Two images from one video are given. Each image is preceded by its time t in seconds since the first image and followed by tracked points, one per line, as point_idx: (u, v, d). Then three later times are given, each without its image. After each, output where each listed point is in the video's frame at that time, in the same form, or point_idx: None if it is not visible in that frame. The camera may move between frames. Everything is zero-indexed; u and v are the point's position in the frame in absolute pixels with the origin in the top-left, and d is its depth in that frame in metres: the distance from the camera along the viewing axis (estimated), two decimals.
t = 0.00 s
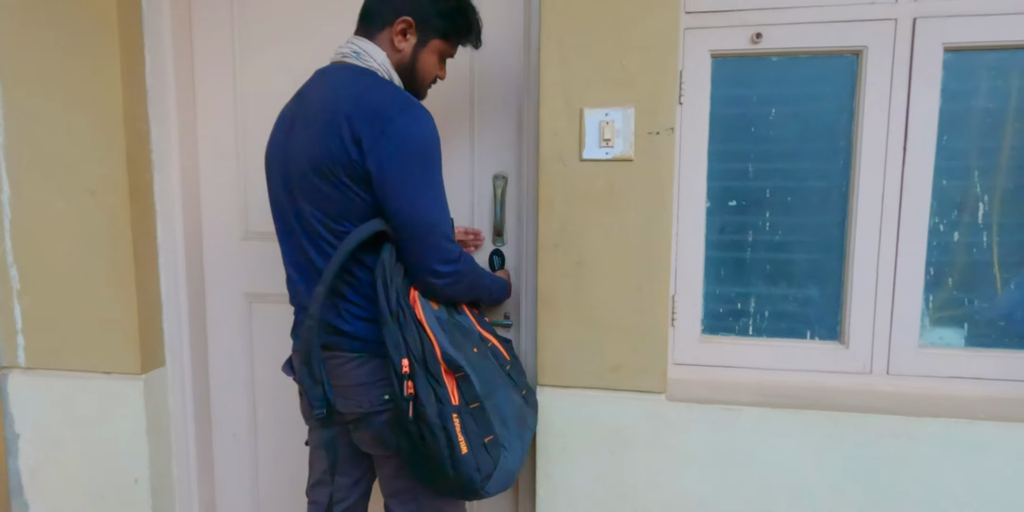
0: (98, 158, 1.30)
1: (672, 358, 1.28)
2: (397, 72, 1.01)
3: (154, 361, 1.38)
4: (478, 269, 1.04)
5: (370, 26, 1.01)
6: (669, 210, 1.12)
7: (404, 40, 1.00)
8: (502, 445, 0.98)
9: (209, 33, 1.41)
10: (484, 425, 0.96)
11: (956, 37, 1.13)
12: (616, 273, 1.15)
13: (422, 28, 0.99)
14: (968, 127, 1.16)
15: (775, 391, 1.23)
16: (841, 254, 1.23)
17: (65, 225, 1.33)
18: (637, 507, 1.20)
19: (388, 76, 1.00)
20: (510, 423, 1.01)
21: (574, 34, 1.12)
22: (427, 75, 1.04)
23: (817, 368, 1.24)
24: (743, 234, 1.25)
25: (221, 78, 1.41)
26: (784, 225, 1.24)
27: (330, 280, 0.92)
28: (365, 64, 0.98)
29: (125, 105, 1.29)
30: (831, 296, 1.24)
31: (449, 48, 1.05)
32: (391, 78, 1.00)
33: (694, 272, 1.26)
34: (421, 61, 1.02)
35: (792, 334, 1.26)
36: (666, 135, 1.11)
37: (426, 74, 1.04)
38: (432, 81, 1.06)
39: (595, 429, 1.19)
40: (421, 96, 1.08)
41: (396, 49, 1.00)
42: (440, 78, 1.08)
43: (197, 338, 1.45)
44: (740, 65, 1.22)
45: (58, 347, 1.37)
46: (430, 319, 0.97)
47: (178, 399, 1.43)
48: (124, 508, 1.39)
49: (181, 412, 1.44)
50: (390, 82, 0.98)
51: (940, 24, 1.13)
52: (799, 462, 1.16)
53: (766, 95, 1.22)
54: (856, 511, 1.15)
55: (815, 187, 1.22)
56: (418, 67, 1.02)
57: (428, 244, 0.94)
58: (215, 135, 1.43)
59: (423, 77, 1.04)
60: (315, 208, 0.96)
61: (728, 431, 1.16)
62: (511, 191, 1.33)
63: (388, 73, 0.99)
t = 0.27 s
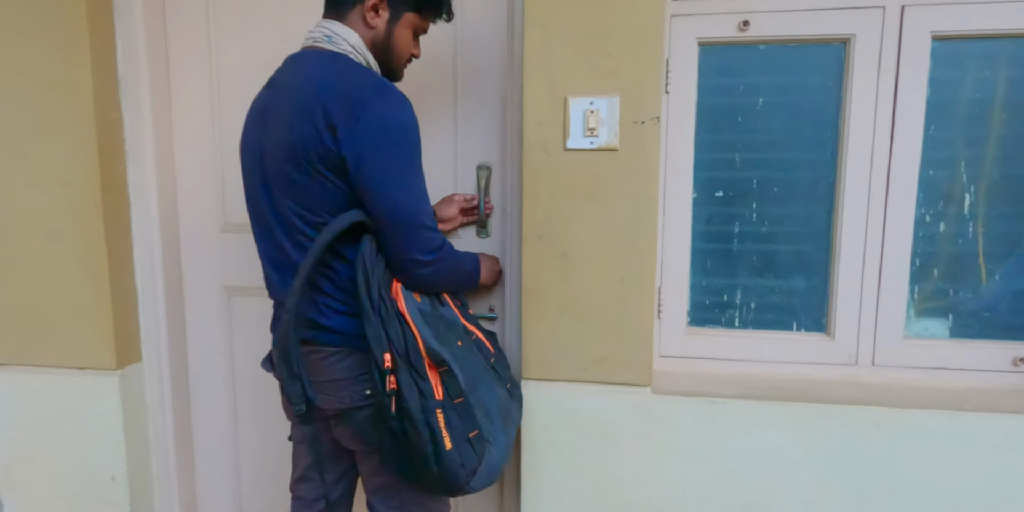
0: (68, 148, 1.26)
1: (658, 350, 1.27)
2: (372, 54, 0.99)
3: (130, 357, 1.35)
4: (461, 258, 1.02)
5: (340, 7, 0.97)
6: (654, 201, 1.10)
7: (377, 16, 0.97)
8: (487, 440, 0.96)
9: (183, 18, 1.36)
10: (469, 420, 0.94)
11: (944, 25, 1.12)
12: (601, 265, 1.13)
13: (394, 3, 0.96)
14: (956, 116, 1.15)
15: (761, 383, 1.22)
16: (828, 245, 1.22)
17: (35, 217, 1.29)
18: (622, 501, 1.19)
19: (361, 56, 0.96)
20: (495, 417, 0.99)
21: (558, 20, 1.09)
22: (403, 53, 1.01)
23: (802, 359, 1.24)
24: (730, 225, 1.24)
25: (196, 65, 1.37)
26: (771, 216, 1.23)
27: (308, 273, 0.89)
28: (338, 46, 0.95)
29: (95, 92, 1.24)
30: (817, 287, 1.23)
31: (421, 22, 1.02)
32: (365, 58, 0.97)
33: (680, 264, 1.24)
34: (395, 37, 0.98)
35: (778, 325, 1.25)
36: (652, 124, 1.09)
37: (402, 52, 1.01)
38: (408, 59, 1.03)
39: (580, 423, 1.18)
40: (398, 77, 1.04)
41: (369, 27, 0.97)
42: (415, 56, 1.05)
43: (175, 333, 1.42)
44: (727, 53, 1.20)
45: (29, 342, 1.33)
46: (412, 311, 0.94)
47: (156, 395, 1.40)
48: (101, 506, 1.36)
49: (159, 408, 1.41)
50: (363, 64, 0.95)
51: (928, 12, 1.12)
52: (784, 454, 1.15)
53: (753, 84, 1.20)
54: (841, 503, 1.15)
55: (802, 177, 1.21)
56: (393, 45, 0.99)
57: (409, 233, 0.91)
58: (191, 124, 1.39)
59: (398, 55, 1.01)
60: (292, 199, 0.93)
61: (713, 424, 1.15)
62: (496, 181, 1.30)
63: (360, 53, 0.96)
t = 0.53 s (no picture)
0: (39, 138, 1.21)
1: (647, 343, 1.26)
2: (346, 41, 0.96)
3: (108, 353, 1.32)
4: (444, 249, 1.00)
5: None
6: (643, 193, 1.08)
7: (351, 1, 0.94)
8: (473, 436, 0.95)
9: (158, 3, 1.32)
10: (455, 416, 0.93)
11: (935, 14, 1.10)
12: (589, 257, 1.11)
13: None
14: (946, 107, 1.14)
15: (751, 376, 1.21)
16: (818, 238, 1.21)
17: (6, 209, 1.24)
18: (610, 496, 1.18)
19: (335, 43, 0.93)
20: (481, 412, 0.97)
21: (546, 6, 1.06)
22: (379, 39, 0.98)
23: (792, 352, 1.23)
24: (719, 217, 1.22)
25: (172, 52, 1.33)
26: (761, 208, 1.21)
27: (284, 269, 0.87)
28: (309, 32, 0.91)
29: (66, 80, 1.20)
30: (807, 280, 1.22)
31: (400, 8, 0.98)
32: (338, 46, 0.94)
33: (669, 256, 1.22)
34: (370, 22, 0.95)
35: (768, 318, 1.24)
36: (641, 114, 1.07)
37: (378, 37, 0.98)
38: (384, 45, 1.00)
39: (568, 417, 1.16)
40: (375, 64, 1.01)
41: (343, 10, 0.94)
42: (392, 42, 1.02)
43: (154, 329, 1.38)
44: (717, 42, 1.18)
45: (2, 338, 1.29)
46: (395, 306, 0.92)
47: (135, 391, 1.37)
48: (79, 506, 1.33)
49: (139, 404, 1.38)
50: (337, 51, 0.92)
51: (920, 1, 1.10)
52: (773, 447, 1.14)
53: (743, 73, 1.18)
54: (830, 496, 1.15)
55: (791, 169, 1.19)
56: (368, 30, 0.96)
57: (389, 224, 0.89)
58: (168, 113, 1.35)
59: (374, 41, 0.98)
60: (266, 192, 0.90)
61: (703, 418, 1.14)
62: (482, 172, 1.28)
63: (334, 39, 0.93)
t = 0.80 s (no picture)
0: (12, 126, 1.17)
1: (638, 336, 1.24)
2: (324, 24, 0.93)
3: (87, 348, 1.28)
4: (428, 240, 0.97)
5: None
6: (635, 183, 1.07)
7: None
8: (458, 433, 0.93)
9: None
10: (439, 413, 0.91)
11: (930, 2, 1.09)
12: (580, 249, 1.09)
13: None
14: (940, 97, 1.13)
15: (743, 368, 1.20)
16: (810, 229, 1.20)
17: None
18: (601, 490, 1.17)
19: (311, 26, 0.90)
20: (467, 409, 0.95)
21: None
22: (357, 20, 0.95)
23: (784, 344, 1.22)
24: (712, 209, 1.21)
25: (150, 38, 1.28)
26: (753, 199, 1.20)
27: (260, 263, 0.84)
28: (283, 14, 0.88)
29: (40, 66, 1.16)
30: (799, 272, 1.21)
31: None
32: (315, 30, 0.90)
33: (661, 248, 1.21)
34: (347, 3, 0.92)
35: (760, 310, 1.23)
36: (633, 102, 1.05)
37: (356, 19, 0.94)
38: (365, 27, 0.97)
39: (559, 411, 1.15)
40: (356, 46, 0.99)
41: None
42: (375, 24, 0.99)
43: (136, 323, 1.35)
44: (710, 29, 1.15)
45: None
46: (377, 300, 0.90)
47: (117, 387, 1.34)
48: (60, 504, 1.30)
49: (121, 400, 1.35)
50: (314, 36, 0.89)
51: None
52: (765, 440, 1.14)
53: (737, 62, 1.16)
54: (822, 488, 1.14)
55: (784, 159, 1.18)
56: (344, 12, 0.93)
57: (369, 215, 0.86)
58: (147, 101, 1.31)
59: (352, 23, 0.95)
60: (241, 183, 0.87)
61: (694, 411, 1.13)
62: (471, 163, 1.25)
63: (310, 23, 0.90)
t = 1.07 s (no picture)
0: None
1: (635, 329, 1.24)
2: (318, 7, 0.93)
3: (78, 343, 1.26)
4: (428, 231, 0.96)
5: None
6: (632, 177, 1.05)
7: None
8: (452, 435, 0.91)
9: None
10: (433, 414, 0.89)
11: None
12: (576, 243, 1.08)
13: None
14: (939, 89, 1.12)
15: (739, 362, 1.20)
16: (807, 222, 1.19)
17: None
18: (598, 484, 1.16)
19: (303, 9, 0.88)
20: (463, 410, 0.94)
21: None
22: None
23: (781, 337, 1.21)
24: (709, 202, 1.20)
25: (139, 27, 1.26)
26: (751, 192, 1.19)
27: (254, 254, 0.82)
28: None
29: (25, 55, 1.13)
30: (796, 265, 1.21)
31: None
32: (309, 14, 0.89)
33: (658, 242, 1.20)
34: None
35: (757, 304, 1.23)
36: (630, 94, 1.03)
37: None
38: None
39: (555, 406, 1.14)
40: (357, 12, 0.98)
41: None
42: None
43: (126, 318, 1.33)
44: (709, 20, 1.14)
45: None
46: (373, 295, 0.88)
47: (108, 383, 1.32)
48: (50, 501, 1.29)
49: (112, 396, 1.33)
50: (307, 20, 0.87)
51: None
52: (762, 434, 1.13)
53: (735, 54, 1.15)
54: (818, 482, 1.14)
55: (782, 152, 1.17)
56: None
57: (367, 205, 0.85)
58: (136, 91, 1.28)
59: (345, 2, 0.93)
60: (236, 173, 0.86)
61: (691, 405, 1.13)
62: (467, 155, 1.24)
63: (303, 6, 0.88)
